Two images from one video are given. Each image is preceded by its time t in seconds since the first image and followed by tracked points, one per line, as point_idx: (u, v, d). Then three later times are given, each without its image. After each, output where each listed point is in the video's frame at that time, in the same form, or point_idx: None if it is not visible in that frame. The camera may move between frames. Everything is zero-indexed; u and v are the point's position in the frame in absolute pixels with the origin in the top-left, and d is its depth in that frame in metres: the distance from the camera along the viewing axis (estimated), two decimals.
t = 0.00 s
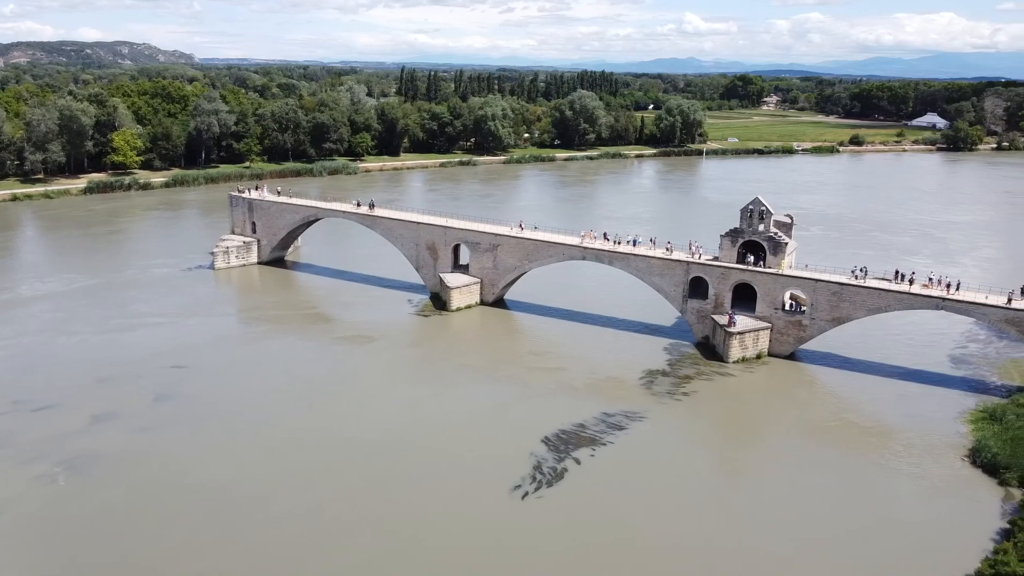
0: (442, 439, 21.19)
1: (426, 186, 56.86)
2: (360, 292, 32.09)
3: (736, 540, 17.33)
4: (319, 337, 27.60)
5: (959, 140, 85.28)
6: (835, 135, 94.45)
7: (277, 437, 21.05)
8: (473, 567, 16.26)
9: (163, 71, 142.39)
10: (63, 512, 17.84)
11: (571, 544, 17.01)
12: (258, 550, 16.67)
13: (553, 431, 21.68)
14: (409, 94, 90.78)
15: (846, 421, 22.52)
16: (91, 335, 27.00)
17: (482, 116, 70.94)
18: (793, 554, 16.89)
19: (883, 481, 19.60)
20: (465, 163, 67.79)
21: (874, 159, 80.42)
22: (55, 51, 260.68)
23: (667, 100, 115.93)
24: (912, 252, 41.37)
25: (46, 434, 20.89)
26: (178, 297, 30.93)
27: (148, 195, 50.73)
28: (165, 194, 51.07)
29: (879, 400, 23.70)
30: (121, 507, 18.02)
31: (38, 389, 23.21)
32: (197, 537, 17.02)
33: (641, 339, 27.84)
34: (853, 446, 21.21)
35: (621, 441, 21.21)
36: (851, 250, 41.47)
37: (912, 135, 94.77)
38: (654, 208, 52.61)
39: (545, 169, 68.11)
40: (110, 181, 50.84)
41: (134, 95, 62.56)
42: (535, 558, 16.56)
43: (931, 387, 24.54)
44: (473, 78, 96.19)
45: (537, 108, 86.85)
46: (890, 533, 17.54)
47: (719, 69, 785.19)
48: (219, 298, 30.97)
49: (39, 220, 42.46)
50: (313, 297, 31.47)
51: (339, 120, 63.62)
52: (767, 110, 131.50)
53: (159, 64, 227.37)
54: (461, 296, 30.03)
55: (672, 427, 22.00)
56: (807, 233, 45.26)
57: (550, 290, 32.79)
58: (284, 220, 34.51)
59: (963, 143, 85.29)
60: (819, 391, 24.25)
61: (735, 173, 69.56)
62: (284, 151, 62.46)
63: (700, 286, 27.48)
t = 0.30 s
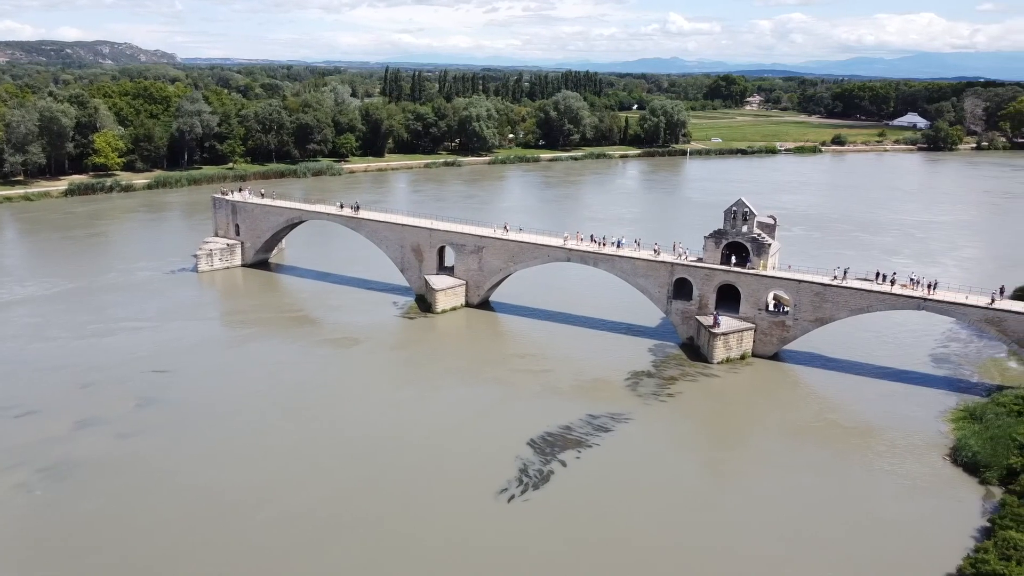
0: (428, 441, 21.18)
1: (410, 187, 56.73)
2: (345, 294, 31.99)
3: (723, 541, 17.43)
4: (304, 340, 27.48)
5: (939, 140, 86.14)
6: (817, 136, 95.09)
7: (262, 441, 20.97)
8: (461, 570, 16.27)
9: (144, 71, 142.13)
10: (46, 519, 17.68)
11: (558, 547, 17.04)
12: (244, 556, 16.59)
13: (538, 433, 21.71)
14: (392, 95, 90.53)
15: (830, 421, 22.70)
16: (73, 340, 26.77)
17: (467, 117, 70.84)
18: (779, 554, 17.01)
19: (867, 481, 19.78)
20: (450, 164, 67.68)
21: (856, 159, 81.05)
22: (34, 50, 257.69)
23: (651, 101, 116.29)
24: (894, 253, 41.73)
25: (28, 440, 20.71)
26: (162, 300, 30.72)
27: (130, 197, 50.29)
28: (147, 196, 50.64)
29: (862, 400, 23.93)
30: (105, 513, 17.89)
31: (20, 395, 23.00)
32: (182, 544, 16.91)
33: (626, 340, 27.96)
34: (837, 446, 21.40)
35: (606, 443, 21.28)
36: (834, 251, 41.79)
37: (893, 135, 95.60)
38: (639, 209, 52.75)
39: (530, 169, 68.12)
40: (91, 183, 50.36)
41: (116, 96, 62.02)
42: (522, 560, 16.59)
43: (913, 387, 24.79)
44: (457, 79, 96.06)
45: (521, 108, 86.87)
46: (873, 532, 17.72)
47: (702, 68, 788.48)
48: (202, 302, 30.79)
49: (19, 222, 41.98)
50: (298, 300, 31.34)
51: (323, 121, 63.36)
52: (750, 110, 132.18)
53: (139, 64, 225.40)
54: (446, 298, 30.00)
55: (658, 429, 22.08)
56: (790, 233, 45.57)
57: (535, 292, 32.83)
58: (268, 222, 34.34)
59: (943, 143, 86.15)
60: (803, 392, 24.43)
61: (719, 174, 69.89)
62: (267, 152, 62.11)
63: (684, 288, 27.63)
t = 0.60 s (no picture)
0: (415, 445, 21.15)
1: (396, 188, 56.62)
2: (331, 297, 31.90)
3: (709, 542, 17.53)
4: (290, 343, 27.40)
5: (921, 140, 86.88)
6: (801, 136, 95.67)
7: (248, 446, 20.89)
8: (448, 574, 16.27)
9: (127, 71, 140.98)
10: (30, 526, 17.55)
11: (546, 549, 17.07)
12: (229, 562, 16.51)
13: (526, 435, 21.73)
14: (378, 95, 90.18)
15: (815, 422, 22.86)
16: (56, 345, 26.56)
17: (453, 118, 70.74)
18: (765, 554, 17.13)
19: (852, 481, 19.94)
20: (436, 165, 67.57)
21: (839, 159, 81.60)
22: (14, 49, 255.03)
23: (636, 101, 116.64)
24: (878, 253, 42.05)
25: (12, 446, 20.55)
26: (146, 304, 30.52)
27: (113, 198, 49.90)
28: (130, 197, 50.28)
29: (846, 400, 24.13)
30: (90, 520, 17.78)
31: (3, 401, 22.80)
32: (168, 550, 16.82)
33: (612, 341, 28.05)
34: (822, 446, 21.56)
35: (593, 444, 21.34)
36: (818, 251, 42.08)
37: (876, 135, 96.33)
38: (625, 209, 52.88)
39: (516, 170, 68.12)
40: (74, 185, 49.93)
41: (98, 97, 61.52)
42: (509, 563, 16.61)
43: (896, 387, 25.03)
44: (442, 79, 95.88)
45: (507, 109, 86.92)
46: (858, 532, 17.87)
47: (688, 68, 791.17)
48: (187, 305, 30.60)
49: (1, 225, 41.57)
50: (284, 302, 31.22)
51: (308, 122, 63.11)
52: (734, 110, 132.83)
53: (121, 64, 223.65)
54: (433, 300, 29.99)
55: (645, 430, 22.16)
56: (775, 234, 45.81)
57: (522, 294, 32.87)
58: (253, 225, 34.19)
59: (926, 143, 86.89)
60: (788, 392, 24.60)
61: (705, 174, 70.21)
62: (252, 154, 61.80)
63: (670, 289, 27.75)
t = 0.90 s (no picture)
0: (402, 449, 21.11)
1: (382, 189, 56.50)
2: (317, 299, 31.80)
3: (697, 544, 17.61)
4: (276, 347, 27.28)
5: (904, 139, 87.63)
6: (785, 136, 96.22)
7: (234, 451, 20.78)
8: None
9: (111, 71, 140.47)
10: (13, 533, 17.41)
11: (533, 552, 17.08)
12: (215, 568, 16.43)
13: (513, 438, 21.75)
14: (363, 95, 89.96)
15: (800, 422, 23.03)
16: (39, 349, 26.34)
17: (438, 118, 70.65)
18: (751, 555, 17.23)
19: (837, 482, 20.09)
20: (421, 166, 67.47)
21: (823, 159, 82.13)
22: None
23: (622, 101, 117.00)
24: (861, 253, 42.37)
25: None
26: (130, 307, 30.31)
27: (96, 201, 49.53)
28: (114, 199, 49.93)
29: (831, 401, 24.31)
30: (74, 527, 17.65)
31: None
32: (153, 557, 16.71)
33: (599, 343, 28.14)
34: (807, 447, 21.71)
35: (581, 447, 21.39)
36: (803, 252, 42.34)
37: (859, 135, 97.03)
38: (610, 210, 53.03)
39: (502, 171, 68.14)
40: (56, 187, 49.52)
41: (81, 98, 61.03)
42: (497, 566, 16.61)
43: (880, 387, 25.25)
44: (428, 79, 95.75)
45: (493, 109, 86.93)
46: (843, 532, 18.02)
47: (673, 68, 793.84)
48: (172, 308, 30.42)
49: None
50: (270, 305, 31.09)
51: (293, 123, 62.86)
52: (719, 110, 133.46)
53: (104, 63, 221.88)
54: (419, 302, 29.95)
55: (632, 432, 22.24)
56: (760, 234, 46.07)
57: (508, 296, 32.89)
58: (238, 227, 34.02)
59: (908, 142, 87.64)
60: (773, 393, 24.77)
61: (690, 174, 70.52)
62: (237, 155, 61.51)
63: (656, 290, 27.86)
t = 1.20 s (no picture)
0: (391, 452, 21.07)
1: (369, 190, 56.42)
2: (304, 302, 31.71)
3: (685, 545, 17.68)
4: (264, 350, 27.19)
5: (888, 139, 88.29)
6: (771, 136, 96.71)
7: (221, 455, 20.70)
8: None
9: (95, 71, 139.93)
10: None
11: (522, 555, 17.11)
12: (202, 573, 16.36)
13: (501, 441, 21.76)
14: (350, 96, 89.56)
15: (787, 422, 23.17)
16: (23, 354, 26.14)
17: (425, 119, 70.58)
18: (739, 555, 17.34)
19: (824, 482, 20.23)
20: (409, 166, 67.38)
21: (808, 159, 82.60)
22: None
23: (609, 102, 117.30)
24: (847, 254, 42.68)
25: None
26: (116, 311, 30.13)
27: (81, 202, 49.19)
28: (99, 201, 49.60)
29: (817, 401, 24.50)
30: (60, 533, 17.55)
31: None
32: (140, 563, 16.63)
33: (587, 344, 28.21)
34: (794, 447, 21.86)
35: (569, 449, 21.44)
36: (789, 252, 42.59)
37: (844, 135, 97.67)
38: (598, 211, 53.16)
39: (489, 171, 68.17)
40: (40, 189, 49.14)
41: (65, 99, 60.55)
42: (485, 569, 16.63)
43: (865, 387, 25.46)
44: (414, 79, 95.59)
45: (480, 110, 86.92)
46: (829, 532, 18.16)
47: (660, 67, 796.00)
48: (158, 311, 30.25)
49: None
50: (257, 308, 30.96)
51: (279, 124, 62.63)
52: (705, 110, 134.02)
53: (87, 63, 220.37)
54: (407, 304, 29.92)
55: (620, 434, 22.31)
56: (746, 235, 46.32)
57: (496, 298, 32.90)
58: (225, 230, 33.88)
59: (893, 142, 88.30)
60: (760, 393, 24.93)
61: (677, 175, 70.79)
62: (223, 156, 61.23)
63: (644, 292, 27.96)
